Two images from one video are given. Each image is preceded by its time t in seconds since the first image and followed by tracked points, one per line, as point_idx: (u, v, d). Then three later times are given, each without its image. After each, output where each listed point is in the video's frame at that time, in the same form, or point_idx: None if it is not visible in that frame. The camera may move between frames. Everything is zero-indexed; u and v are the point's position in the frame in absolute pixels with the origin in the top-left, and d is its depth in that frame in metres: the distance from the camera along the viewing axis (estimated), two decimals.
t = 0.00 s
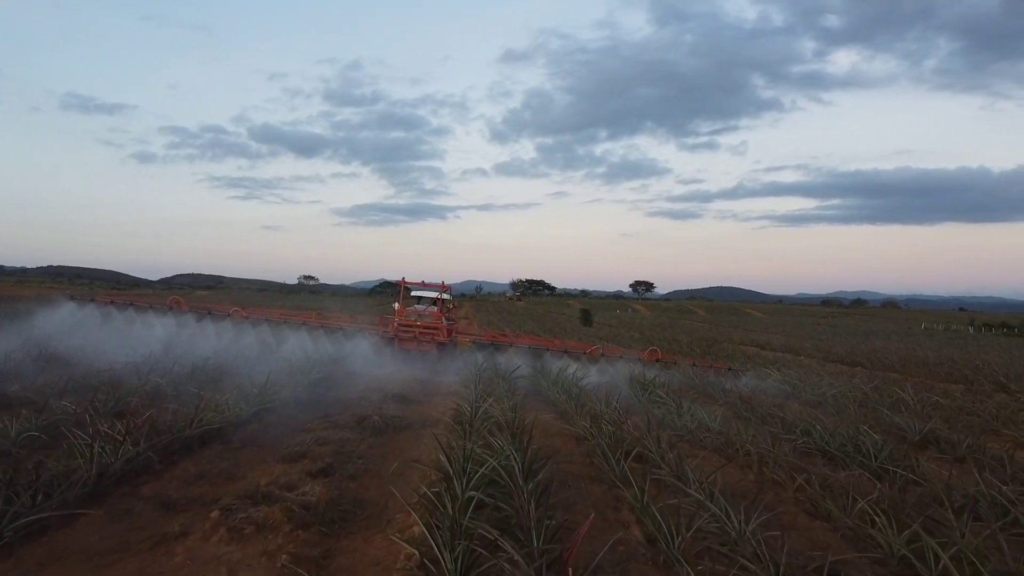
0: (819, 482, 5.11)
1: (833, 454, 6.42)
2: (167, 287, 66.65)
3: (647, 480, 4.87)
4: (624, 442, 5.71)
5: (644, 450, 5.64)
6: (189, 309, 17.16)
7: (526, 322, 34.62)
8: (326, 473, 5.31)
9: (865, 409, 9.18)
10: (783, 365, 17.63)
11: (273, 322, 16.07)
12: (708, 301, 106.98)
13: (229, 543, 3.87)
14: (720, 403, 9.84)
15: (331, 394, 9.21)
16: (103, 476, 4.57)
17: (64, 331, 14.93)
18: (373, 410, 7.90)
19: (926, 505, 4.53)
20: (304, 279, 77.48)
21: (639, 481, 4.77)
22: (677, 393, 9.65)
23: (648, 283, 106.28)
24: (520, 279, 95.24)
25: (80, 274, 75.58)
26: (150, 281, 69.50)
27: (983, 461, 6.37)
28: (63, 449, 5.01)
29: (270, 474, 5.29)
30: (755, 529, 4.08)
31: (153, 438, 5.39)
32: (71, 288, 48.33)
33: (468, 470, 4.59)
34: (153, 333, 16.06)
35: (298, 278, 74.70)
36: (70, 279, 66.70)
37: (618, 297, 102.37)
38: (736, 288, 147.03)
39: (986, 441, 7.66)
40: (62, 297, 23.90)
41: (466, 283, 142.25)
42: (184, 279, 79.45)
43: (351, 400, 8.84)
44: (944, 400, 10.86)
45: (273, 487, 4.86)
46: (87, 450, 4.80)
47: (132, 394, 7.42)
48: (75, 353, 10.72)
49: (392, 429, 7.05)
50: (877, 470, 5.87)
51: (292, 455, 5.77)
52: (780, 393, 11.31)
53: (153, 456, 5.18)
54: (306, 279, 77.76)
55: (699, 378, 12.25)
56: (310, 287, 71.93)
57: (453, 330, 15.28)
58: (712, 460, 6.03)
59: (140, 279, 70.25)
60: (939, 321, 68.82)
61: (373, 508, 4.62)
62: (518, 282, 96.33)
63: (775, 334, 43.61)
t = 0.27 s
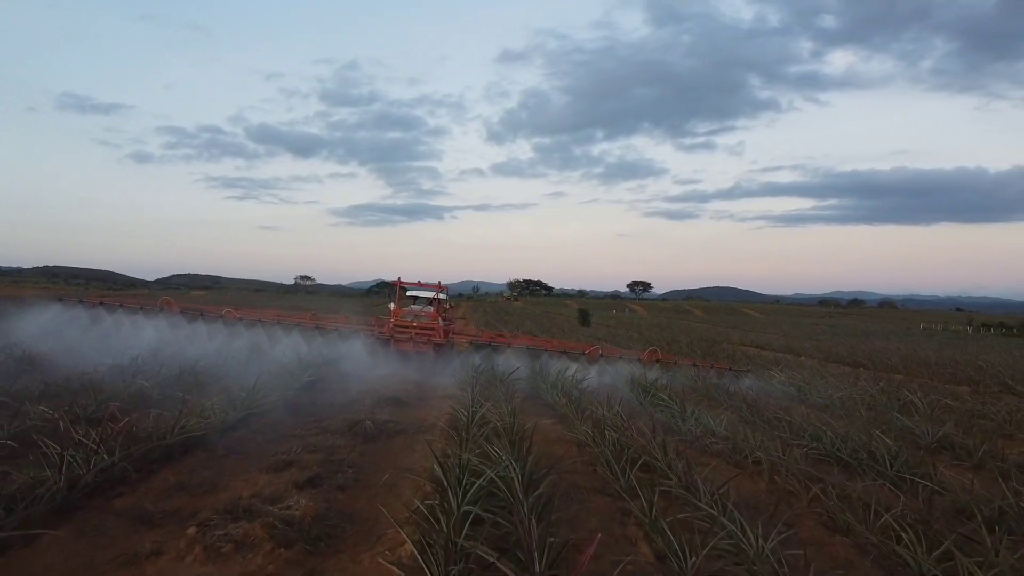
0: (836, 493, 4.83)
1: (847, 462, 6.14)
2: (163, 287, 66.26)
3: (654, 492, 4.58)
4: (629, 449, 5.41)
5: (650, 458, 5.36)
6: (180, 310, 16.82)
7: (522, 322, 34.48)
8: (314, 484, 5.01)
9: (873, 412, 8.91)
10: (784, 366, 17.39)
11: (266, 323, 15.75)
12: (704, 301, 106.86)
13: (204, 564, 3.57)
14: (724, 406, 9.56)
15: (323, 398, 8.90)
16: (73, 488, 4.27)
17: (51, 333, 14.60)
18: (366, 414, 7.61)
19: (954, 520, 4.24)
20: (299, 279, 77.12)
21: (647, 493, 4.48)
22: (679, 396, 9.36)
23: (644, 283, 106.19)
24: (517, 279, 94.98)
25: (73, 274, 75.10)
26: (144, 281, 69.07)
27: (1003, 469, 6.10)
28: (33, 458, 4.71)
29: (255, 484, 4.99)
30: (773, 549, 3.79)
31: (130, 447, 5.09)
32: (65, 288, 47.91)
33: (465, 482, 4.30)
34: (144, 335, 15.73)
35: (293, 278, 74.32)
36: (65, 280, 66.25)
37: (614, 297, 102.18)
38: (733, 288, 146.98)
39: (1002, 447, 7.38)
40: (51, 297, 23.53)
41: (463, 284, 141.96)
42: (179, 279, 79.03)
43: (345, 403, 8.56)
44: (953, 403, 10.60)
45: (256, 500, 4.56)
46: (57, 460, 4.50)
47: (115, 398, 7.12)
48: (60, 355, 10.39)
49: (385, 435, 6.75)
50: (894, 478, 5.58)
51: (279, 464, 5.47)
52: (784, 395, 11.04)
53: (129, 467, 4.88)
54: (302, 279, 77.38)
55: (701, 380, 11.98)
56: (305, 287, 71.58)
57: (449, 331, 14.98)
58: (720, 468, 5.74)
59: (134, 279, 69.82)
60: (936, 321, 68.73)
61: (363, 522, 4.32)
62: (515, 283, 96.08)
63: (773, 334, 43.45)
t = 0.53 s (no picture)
0: (858, 507, 4.53)
1: (863, 470, 5.84)
2: (159, 287, 65.77)
3: (666, 507, 4.27)
4: (636, 459, 5.11)
5: (659, 469, 5.04)
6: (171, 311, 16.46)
7: (519, 322, 34.14)
8: (301, 497, 4.68)
9: (884, 416, 8.61)
10: (786, 367, 17.12)
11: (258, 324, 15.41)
12: (701, 301, 106.65)
13: None
14: (730, 410, 9.26)
15: (315, 402, 8.56)
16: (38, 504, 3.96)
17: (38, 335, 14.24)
18: (359, 419, 7.28)
19: (990, 539, 3.94)
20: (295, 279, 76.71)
21: (659, 508, 4.17)
22: (684, 399, 9.06)
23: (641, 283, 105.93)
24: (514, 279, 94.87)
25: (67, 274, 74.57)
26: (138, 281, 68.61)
27: None
28: None
29: (237, 496, 4.67)
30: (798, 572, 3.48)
31: (104, 457, 4.77)
32: (58, 288, 47.45)
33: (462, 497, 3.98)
34: (133, 337, 15.37)
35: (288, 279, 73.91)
36: (63, 280, 65.70)
37: (611, 297, 101.94)
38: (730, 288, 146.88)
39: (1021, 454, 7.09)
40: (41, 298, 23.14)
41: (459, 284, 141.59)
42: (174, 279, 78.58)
43: (338, 407, 8.24)
44: (963, 406, 10.31)
45: (238, 515, 4.24)
46: (23, 472, 4.19)
47: (95, 403, 6.78)
48: (43, 358, 10.05)
49: (378, 442, 6.43)
50: (914, 489, 5.29)
51: (264, 473, 5.14)
52: (790, 398, 10.74)
53: (101, 479, 4.56)
54: (297, 279, 76.97)
55: (704, 382, 11.69)
56: (301, 287, 71.17)
57: (446, 331, 14.66)
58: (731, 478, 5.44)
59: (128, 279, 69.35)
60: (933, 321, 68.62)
61: (352, 541, 4.00)
62: (511, 283, 95.74)
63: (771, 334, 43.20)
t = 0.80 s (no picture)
0: (887, 523, 4.22)
1: (884, 480, 5.53)
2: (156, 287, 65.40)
3: (682, 524, 3.96)
4: (647, 469, 4.80)
5: (671, 480, 4.73)
6: (165, 312, 16.12)
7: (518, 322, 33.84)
8: (288, 511, 4.36)
9: (898, 420, 8.31)
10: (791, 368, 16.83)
11: (253, 325, 15.08)
12: (701, 300, 106.39)
13: None
14: (738, 413, 8.95)
15: (308, 406, 8.24)
16: None
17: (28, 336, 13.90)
18: (353, 424, 6.96)
19: None
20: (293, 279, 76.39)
21: (675, 525, 3.86)
22: (690, 401, 8.75)
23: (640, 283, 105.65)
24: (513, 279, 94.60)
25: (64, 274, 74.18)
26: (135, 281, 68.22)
27: None
28: None
29: (220, 510, 4.36)
30: None
31: (77, 468, 4.46)
32: (55, 288, 47.22)
33: (462, 515, 3.66)
34: (125, 338, 15.03)
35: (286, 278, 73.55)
36: (60, 280, 65.34)
37: (610, 297, 101.69)
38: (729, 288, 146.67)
39: None
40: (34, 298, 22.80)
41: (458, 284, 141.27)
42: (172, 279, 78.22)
43: (332, 411, 7.93)
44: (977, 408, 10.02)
45: (218, 533, 3.92)
46: None
47: (77, 408, 6.46)
48: (29, 361, 9.72)
49: (373, 450, 6.11)
50: (941, 502, 4.98)
51: (250, 484, 4.83)
52: (798, 400, 10.43)
53: (74, 493, 4.25)
54: (295, 279, 76.65)
55: (709, 383, 11.38)
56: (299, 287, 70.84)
57: (445, 331, 14.34)
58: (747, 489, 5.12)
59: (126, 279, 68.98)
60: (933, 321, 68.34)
61: (342, 563, 3.68)
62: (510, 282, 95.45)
63: (771, 334, 42.94)
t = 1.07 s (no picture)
0: (922, 541, 3.91)
1: (908, 490, 5.24)
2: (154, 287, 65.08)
3: (701, 544, 3.65)
4: (660, 481, 4.49)
5: (685, 493, 4.43)
6: (159, 312, 15.80)
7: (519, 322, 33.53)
8: (275, 528, 4.05)
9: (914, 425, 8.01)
10: (796, 368, 16.54)
11: (249, 324, 14.77)
12: (701, 300, 106.08)
13: None
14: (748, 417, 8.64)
15: (303, 410, 7.93)
16: None
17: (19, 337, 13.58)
18: (349, 429, 6.66)
19: None
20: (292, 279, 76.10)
21: (694, 545, 3.56)
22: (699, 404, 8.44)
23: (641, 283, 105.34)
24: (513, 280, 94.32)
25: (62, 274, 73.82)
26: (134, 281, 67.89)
27: None
28: None
29: (203, 526, 4.05)
30: None
31: (49, 482, 4.15)
32: (52, 288, 46.89)
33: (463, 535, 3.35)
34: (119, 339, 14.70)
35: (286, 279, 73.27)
36: (60, 280, 65.00)
37: (611, 296, 101.39)
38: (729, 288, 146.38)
39: None
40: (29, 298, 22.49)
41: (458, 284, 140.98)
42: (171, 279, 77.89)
43: (328, 415, 7.62)
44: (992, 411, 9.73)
45: (198, 553, 3.62)
46: None
47: (59, 413, 6.14)
48: (16, 362, 9.41)
49: (369, 458, 5.80)
50: (971, 515, 4.69)
51: (236, 497, 4.52)
52: (808, 402, 10.14)
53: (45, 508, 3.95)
54: (294, 279, 76.36)
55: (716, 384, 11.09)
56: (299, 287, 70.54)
57: (445, 331, 14.04)
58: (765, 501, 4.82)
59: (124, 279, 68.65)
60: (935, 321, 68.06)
61: None
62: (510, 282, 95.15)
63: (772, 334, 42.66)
